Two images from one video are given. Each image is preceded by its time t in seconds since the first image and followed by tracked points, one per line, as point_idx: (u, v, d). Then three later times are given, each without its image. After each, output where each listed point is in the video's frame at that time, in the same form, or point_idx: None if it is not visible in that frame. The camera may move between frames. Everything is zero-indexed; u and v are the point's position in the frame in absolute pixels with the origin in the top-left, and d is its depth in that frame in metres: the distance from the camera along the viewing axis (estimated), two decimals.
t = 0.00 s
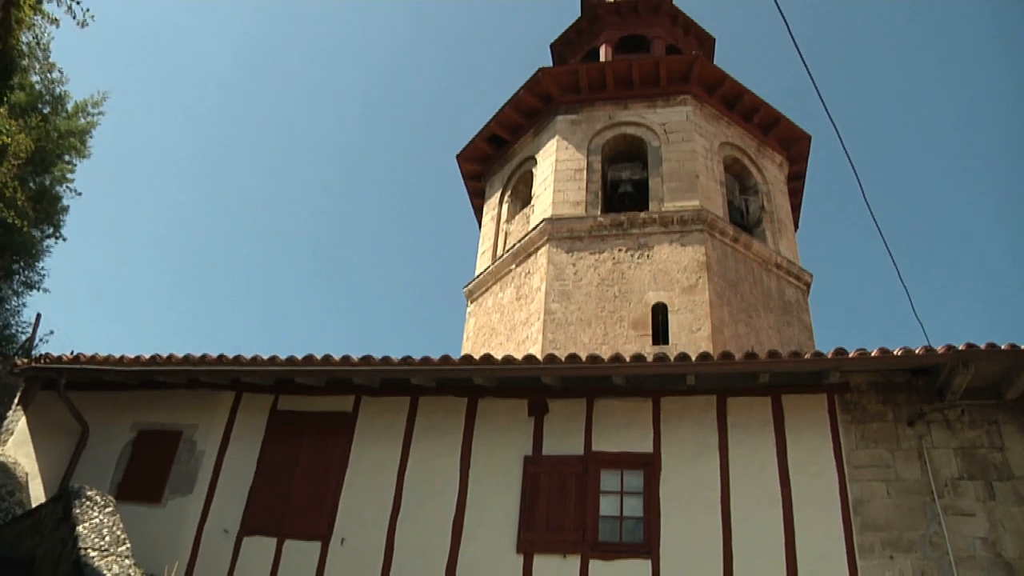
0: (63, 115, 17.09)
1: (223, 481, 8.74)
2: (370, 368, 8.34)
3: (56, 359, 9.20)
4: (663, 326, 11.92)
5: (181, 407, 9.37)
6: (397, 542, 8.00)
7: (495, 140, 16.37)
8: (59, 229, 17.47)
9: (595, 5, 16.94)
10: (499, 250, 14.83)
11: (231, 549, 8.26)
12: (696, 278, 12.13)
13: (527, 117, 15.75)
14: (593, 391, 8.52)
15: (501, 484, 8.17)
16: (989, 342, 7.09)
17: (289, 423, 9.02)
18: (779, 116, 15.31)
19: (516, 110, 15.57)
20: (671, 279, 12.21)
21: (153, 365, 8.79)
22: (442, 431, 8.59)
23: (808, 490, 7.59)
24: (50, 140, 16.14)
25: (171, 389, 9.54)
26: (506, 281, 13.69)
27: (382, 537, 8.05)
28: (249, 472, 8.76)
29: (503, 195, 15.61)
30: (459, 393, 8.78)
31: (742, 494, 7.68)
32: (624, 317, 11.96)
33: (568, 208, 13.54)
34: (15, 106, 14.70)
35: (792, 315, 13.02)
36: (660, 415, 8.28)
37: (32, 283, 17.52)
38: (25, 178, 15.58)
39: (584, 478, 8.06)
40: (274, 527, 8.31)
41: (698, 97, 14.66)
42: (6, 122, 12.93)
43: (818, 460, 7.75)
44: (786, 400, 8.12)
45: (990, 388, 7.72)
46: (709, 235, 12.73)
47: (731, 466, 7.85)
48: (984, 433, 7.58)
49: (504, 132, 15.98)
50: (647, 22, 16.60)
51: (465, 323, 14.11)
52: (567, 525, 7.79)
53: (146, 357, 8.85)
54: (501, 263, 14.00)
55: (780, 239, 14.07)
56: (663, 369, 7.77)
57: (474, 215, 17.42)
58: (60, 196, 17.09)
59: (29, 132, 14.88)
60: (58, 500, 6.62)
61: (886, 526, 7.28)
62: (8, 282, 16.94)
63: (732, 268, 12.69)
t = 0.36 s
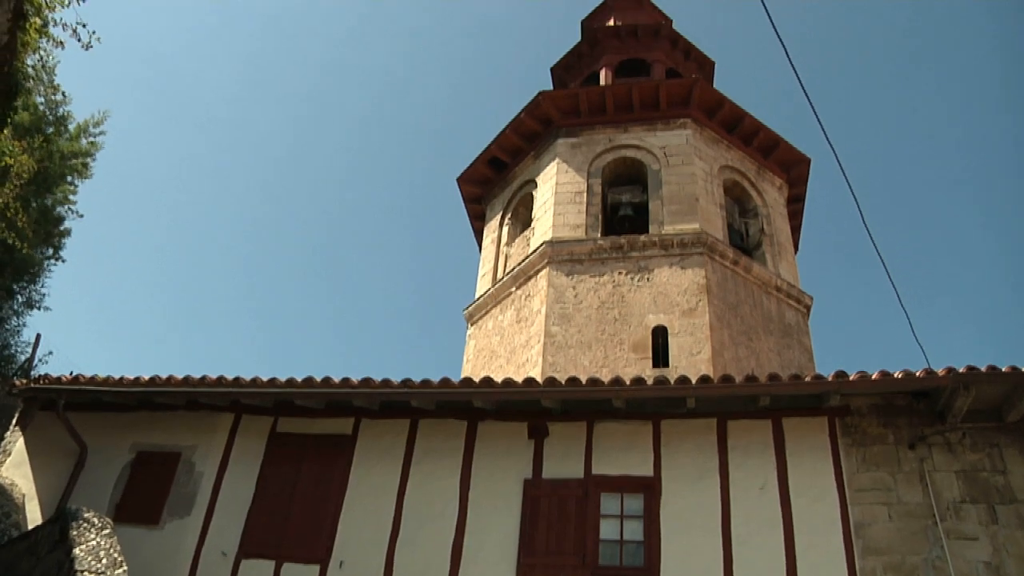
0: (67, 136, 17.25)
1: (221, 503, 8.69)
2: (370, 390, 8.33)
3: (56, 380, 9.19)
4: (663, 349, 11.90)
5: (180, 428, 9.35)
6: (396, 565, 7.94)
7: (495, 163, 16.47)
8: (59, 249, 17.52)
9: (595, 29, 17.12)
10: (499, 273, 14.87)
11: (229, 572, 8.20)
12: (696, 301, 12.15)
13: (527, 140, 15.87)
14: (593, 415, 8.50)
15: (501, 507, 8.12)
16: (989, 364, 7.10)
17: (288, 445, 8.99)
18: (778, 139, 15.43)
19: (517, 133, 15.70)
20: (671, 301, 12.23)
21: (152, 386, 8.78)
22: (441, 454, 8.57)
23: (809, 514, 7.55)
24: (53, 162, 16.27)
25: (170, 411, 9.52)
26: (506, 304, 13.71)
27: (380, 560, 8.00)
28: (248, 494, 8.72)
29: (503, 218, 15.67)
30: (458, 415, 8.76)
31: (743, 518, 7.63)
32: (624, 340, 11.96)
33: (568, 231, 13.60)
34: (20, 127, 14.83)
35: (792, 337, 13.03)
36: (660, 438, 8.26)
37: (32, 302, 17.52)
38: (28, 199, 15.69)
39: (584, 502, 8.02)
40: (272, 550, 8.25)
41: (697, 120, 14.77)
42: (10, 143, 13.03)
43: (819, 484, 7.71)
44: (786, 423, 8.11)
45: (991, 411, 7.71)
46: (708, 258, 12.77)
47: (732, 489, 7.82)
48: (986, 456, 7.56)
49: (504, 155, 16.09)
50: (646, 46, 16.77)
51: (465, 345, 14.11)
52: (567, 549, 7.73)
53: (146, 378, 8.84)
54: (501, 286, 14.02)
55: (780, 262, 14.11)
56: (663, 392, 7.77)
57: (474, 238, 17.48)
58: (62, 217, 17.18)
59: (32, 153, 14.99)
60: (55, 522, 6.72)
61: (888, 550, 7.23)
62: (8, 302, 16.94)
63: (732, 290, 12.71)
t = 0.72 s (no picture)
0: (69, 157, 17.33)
1: (219, 527, 8.63)
2: (370, 414, 8.31)
3: (55, 402, 9.16)
4: (663, 373, 11.88)
5: (179, 451, 9.31)
6: None
7: (495, 186, 16.56)
8: (60, 270, 17.52)
9: (595, 54, 17.28)
10: (499, 296, 14.89)
11: None
12: (696, 324, 12.15)
13: (527, 164, 15.97)
14: (593, 439, 8.47)
15: (500, 532, 8.06)
16: (990, 387, 7.09)
17: (287, 468, 8.95)
18: (777, 163, 15.53)
19: (517, 156, 15.81)
20: (671, 325, 12.23)
21: (151, 408, 8.76)
22: (441, 477, 8.52)
23: (811, 538, 7.50)
24: (54, 183, 16.33)
25: (168, 433, 9.48)
26: (506, 327, 13.72)
27: None
28: (246, 518, 8.66)
29: (504, 241, 15.72)
30: (458, 439, 8.73)
31: (744, 542, 7.58)
32: (624, 363, 11.94)
33: (568, 254, 13.64)
34: (23, 149, 14.93)
35: (792, 360, 13.01)
36: (660, 462, 8.23)
37: (32, 322, 17.48)
38: (30, 220, 15.74)
39: (584, 526, 7.96)
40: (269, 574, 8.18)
41: (697, 144, 14.87)
42: (13, 165, 13.11)
43: (820, 508, 7.67)
44: (787, 447, 8.08)
45: (993, 435, 7.68)
46: (709, 281, 12.80)
47: (733, 514, 7.77)
48: (989, 479, 7.52)
49: (505, 178, 16.19)
50: (646, 71, 16.92)
51: (465, 369, 14.09)
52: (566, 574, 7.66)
53: (145, 400, 8.83)
54: (501, 309, 14.04)
55: (780, 285, 14.13)
56: (663, 416, 7.75)
57: (475, 260, 17.52)
58: (62, 238, 17.20)
59: (34, 175, 15.05)
60: (55, 547, 6.89)
61: None
62: (8, 322, 16.89)
63: (732, 314, 12.72)
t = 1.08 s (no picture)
0: (72, 179, 17.41)
1: (216, 550, 8.57)
2: (369, 437, 8.29)
3: (53, 423, 9.14)
4: (664, 394, 11.82)
5: (177, 473, 9.27)
6: None
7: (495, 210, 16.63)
8: (60, 290, 17.48)
9: (595, 78, 17.44)
10: (499, 319, 14.89)
11: None
12: (696, 347, 12.15)
13: (527, 187, 16.06)
14: (593, 462, 8.44)
15: (500, 556, 8.00)
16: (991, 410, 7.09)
17: (285, 491, 8.90)
18: (777, 186, 15.62)
19: (517, 180, 15.90)
20: (671, 348, 12.23)
21: (150, 430, 8.74)
22: (440, 501, 8.48)
23: (813, 563, 7.44)
24: (56, 204, 16.36)
25: (166, 455, 9.44)
26: (506, 350, 13.71)
27: None
28: (243, 541, 8.60)
29: (504, 264, 15.76)
30: (457, 462, 8.69)
31: (745, 567, 7.53)
32: (624, 386, 11.92)
33: (568, 277, 13.67)
34: (26, 170, 14.96)
35: (793, 384, 12.98)
36: (660, 485, 8.19)
37: (31, 343, 17.37)
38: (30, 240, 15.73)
39: (584, 550, 7.90)
40: None
41: (697, 168, 14.96)
42: (16, 186, 13.17)
43: (822, 532, 7.62)
44: (788, 471, 8.05)
45: (994, 458, 7.65)
46: (708, 304, 12.81)
47: (734, 538, 7.72)
48: (991, 503, 7.48)
49: (505, 201, 16.27)
50: (646, 95, 17.07)
51: (465, 392, 14.06)
52: None
53: (144, 422, 8.81)
54: (501, 332, 14.04)
55: (780, 308, 14.14)
56: (663, 439, 7.73)
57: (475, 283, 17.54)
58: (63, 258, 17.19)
59: (36, 195, 15.09)
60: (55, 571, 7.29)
61: None
62: (7, 343, 16.80)
63: (732, 337, 12.72)
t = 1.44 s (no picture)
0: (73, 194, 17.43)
1: (214, 567, 8.52)
2: (369, 453, 8.27)
3: (52, 438, 9.12)
4: (664, 412, 11.80)
5: (176, 488, 9.23)
6: None
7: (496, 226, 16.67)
8: (60, 305, 17.44)
9: (595, 95, 17.54)
10: (499, 335, 14.89)
11: None
12: (696, 363, 12.14)
13: (527, 203, 16.12)
14: (593, 479, 8.41)
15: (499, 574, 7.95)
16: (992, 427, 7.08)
17: (284, 507, 8.86)
18: (777, 203, 15.67)
19: (518, 196, 15.96)
20: (671, 364, 12.21)
21: (149, 446, 8.72)
22: (440, 517, 8.44)
23: None
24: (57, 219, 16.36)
25: (165, 470, 9.41)
26: (506, 366, 13.69)
27: None
28: (241, 558, 8.55)
29: (504, 280, 15.78)
30: (457, 479, 8.66)
31: None
32: (624, 403, 11.89)
33: (568, 293, 13.68)
34: (26, 184, 14.97)
35: (793, 400, 12.95)
36: (660, 502, 8.15)
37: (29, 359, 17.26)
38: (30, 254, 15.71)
39: (584, 567, 7.85)
40: None
41: (696, 184, 15.02)
42: (17, 201, 13.19)
43: (823, 550, 7.58)
44: (788, 488, 8.02)
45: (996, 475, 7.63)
46: (708, 320, 12.81)
47: (734, 556, 7.68)
48: (993, 520, 7.45)
49: (505, 217, 16.32)
50: (646, 111, 17.16)
51: (465, 408, 14.03)
52: None
53: (143, 437, 8.78)
54: (501, 348, 14.03)
55: (780, 324, 14.15)
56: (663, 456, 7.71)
57: (475, 299, 17.55)
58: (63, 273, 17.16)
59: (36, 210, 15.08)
60: None
61: None
62: (6, 357, 16.71)
63: (732, 353, 12.72)
